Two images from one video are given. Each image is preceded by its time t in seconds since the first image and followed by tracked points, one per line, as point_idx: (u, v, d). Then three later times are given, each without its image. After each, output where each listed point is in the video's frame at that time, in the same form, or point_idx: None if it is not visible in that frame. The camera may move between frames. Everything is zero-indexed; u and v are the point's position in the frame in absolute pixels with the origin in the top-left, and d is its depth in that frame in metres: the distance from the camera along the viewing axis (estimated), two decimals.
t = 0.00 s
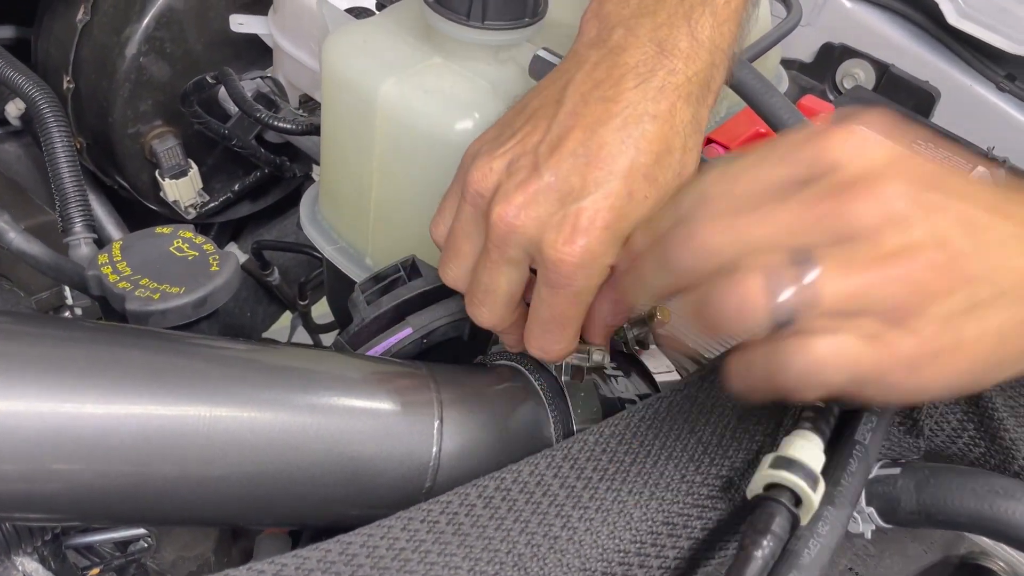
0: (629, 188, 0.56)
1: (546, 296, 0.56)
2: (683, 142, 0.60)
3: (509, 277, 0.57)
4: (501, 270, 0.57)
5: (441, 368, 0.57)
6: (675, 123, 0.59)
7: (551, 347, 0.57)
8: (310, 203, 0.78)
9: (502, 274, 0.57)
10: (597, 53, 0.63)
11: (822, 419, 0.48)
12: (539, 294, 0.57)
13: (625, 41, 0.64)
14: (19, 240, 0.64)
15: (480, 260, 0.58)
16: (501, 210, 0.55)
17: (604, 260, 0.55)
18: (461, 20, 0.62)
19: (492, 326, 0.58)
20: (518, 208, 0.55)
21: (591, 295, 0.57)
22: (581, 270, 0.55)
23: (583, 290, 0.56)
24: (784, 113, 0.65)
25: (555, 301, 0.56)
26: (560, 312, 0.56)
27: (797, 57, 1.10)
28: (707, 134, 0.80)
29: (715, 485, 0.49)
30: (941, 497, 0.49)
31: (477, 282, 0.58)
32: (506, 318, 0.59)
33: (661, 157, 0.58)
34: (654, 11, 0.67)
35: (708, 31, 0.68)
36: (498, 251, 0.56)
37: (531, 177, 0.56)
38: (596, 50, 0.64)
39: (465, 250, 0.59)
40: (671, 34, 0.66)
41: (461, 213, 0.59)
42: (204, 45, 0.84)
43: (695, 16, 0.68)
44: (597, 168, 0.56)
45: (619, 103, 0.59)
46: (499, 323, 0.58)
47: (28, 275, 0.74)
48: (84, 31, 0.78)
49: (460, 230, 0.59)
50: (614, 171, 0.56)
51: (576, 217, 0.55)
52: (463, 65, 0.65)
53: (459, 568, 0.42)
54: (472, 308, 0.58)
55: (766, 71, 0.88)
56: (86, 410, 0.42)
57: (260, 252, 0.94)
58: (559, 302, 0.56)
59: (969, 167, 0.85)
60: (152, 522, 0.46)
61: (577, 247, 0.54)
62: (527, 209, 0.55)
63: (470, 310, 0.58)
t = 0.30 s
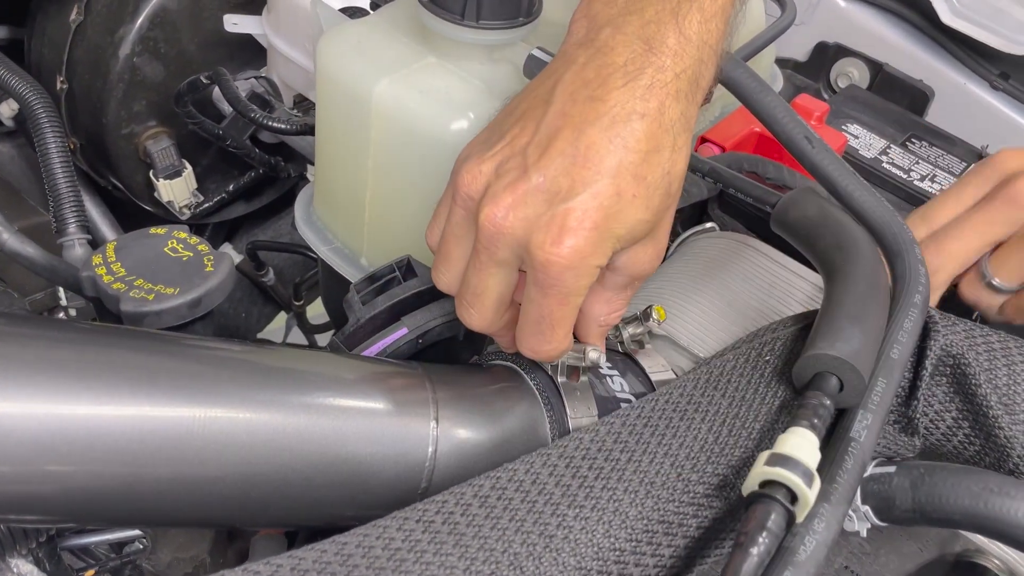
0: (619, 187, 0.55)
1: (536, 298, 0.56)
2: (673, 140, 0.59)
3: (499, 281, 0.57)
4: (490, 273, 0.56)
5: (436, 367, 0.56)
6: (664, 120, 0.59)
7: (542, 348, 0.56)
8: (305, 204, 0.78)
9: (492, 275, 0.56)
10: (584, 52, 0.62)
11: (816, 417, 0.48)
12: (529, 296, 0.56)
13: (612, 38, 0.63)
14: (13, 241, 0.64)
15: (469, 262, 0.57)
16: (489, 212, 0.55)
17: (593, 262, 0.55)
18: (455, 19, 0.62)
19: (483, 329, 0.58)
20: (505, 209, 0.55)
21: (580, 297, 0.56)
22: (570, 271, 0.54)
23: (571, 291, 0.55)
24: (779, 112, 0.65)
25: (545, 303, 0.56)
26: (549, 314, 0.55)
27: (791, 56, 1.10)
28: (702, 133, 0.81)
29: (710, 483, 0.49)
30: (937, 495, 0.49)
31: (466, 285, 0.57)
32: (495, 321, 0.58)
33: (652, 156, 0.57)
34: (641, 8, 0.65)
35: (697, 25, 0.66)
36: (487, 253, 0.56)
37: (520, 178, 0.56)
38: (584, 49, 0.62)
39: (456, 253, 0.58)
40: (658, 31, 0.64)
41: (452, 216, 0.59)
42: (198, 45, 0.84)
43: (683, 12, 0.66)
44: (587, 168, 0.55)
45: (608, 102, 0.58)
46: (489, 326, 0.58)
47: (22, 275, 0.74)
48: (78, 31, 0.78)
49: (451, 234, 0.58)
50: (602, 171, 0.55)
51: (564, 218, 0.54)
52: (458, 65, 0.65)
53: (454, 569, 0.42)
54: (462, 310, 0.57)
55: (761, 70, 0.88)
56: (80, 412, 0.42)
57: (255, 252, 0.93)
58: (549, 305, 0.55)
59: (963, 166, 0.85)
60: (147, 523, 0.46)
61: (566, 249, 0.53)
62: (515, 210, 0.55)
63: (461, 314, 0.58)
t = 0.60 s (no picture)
0: (607, 186, 0.55)
1: (526, 298, 0.55)
2: (662, 138, 0.59)
3: (489, 282, 0.57)
4: (480, 273, 0.56)
5: (429, 368, 0.56)
6: (655, 120, 0.59)
7: (531, 349, 0.56)
8: (299, 206, 0.78)
9: (481, 276, 0.56)
10: (571, 51, 0.62)
11: (810, 418, 0.48)
12: (519, 296, 0.56)
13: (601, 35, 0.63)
14: (5, 243, 0.63)
15: (460, 263, 0.57)
16: (478, 212, 0.55)
17: (582, 261, 0.54)
18: (449, 20, 0.62)
19: (474, 330, 0.58)
20: (492, 211, 0.55)
21: (570, 297, 0.56)
22: (559, 270, 0.54)
23: (562, 292, 0.55)
24: (773, 113, 0.65)
25: (533, 304, 0.55)
26: (538, 315, 0.55)
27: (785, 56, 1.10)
28: (696, 134, 0.81)
29: (705, 484, 0.49)
30: (932, 495, 0.49)
31: (457, 287, 0.57)
32: (487, 322, 0.58)
33: (641, 153, 0.57)
34: (629, 7, 0.65)
35: (685, 24, 0.66)
36: (476, 254, 0.56)
37: (509, 178, 0.56)
38: (574, 48, 0.62)
39: (446, 254, 0.58)
40: (647, 30, 0.64)
41: (442, 217, 0.58)
42: (191, 45, 0.84)
43: (671, 10, 0.66)
44: (575, 167, 0.55)
45: (597, 101, 0.58)
46: (480, 327, 0.58)
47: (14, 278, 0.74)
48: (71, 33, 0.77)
49: (442, 236, 0.58)
50: (591, 170, 0.55)
51: (552, 218, 0.54)
52: (451, 65, 0.65)
53: (448, 571, 0.42)
54: (453, 312, 0.57)
55: (755, 70, 0.88)
56: (71, 415, 0.42)
57: (249, 253, 0.93)
58: (538, 306, 0.55)
59: (957, 166, 0.85)
60: (140, 526, 0.46)
61: (554, 249, 0.53)
62: (503, 210, 0.55)
63: (452, 316, 0.58)
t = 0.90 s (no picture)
0: (598, 185, 0.55)
1: (517, 298, 0.55)
2: (655, 135, 0.59)
3: (482, 283, 0.57)
4: (472, 273, 0.56)
5: (428, 368, 0.56)
6: (647, 120, 0.58)
7: (524, 347, 0.56)
8: (298, 206, 0.78)
9: (474, 276, 0.56)
10: (562, 47, 0.62)
11: (810, 416, 0.48)
12: (511, 295, 0.56)
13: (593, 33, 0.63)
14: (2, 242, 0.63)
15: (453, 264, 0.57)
16: (468, 212, 0.55)
17: (573, 260, 0.54)
18: (448, 19, 0.61)
19: (469, 330, 0.58)
20: (482, 210, 0.55)
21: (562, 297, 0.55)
22: (548, 271, 0.53)
23: (554, 292, 0.55)
24: (772, 111, 0.65)
25: (525, 303, 0.55)
26: (529, 315, 0.55)
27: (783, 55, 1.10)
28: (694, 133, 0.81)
29: (704, 484, 0.49)
30: (931, 494, 0.49)
31: (452, 287, 0.57)
32: (482, 321, 0.58)
33: (633, 151, 0.56)
34: (620, 7, 0.64)
35: (677, 19, 0.64)
36: (468, 254, 0.56)
37: (501, 178, 0.55)
38: (564, 48, 0.62)
39: (440, 254, 0.58)
40: (639, 26, 0.63)
41: (436, 217, 0.59)
42: (189, 44, 0.84)
43: (663, 8, 0.64)
44: (565, 166, 0.55)
45: (588, 99, 0.57)
46: (475, 327, 0.58)
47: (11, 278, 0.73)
48: (67, 31, 0.77)
49: (436, 236, 0.58)
50: (582, 169, 0.55)
51: (541, 217, 0.53)
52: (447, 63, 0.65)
53: (447, 570, 0.42)
54: (448, 312, 0.57)
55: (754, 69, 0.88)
56: (69, 415, 0.42)
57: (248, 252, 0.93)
58: (529, 306, 0.55)
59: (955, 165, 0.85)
60: (138, 525, 0.45)
61: (543, 248, 0.53)
62: (494, 209, 0.55)
63: (448, 316, 0.58)
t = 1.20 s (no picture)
0: (592, 179, 0.55)
1: (510, 293, 0.54)
2: (650, 131, 0.59)
3: (477, 278, 0.56)
4: (466, 267, 0.56)
5: (428, 365, 0.56)
6: (643, 116, 0.58)
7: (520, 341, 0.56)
8: (297, 204, 0.78)
9: (468, 271, 0.56)
10: (556, 45, 0.62)
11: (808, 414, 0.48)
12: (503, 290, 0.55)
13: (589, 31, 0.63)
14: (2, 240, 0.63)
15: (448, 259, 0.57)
16: (461, 206, 0.54)
17: (566, 254, 0.54)
18: (446, 18, 0.61)
19: (465, 325, 0.58)
20: (475, 204, 0.54)
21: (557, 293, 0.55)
22: (540, 265, 0.53)
23: (549, 287, 0.54)
24: (772, 109, 0.65)
25: (518, 297, 0.54)
26: (524, 309, 0.54)
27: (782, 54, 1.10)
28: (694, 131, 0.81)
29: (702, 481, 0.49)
30: (930, 492, 0.49)
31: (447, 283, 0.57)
32: (479, 317, 0.58)
33: (627, 146, 0.57)
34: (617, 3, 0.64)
35: (672, 15, 0.64)
36: (463, 249, 0.55)
37: (494, 172, 0.55)
38: (560, 44, 0.62)
39: (436, 252, 0.58)
40: (634, 21, 0.63)
41: (431, 214, 0.58)
42: (189, 43, 0.84)
43: (659, 3, 0.64)
44: (558, 160, 0.55)
45: (582, 94, 0.58)
46: (471, 322, 0.58)
47: (10, 276, 0.73)
48: (66, 30, 0.77)
49: (431, 233, 0.58)
50: (575, 163, 0.55)
51: (534, 211, 0.53)
52: (444, 60, 0.65)
53: (447, 567, 0.42)
54: (445, 309, 0.57)
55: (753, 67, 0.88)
56: (70, 412, 0.42)
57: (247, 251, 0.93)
58: (523, 301, 0.54)
59: (954, 164, 0.85)
60: (140, 523, 0.46)
61: (536, 242, 0.52)
62: (487, 203, 0.54)
63: (444, 312, 0.58)
